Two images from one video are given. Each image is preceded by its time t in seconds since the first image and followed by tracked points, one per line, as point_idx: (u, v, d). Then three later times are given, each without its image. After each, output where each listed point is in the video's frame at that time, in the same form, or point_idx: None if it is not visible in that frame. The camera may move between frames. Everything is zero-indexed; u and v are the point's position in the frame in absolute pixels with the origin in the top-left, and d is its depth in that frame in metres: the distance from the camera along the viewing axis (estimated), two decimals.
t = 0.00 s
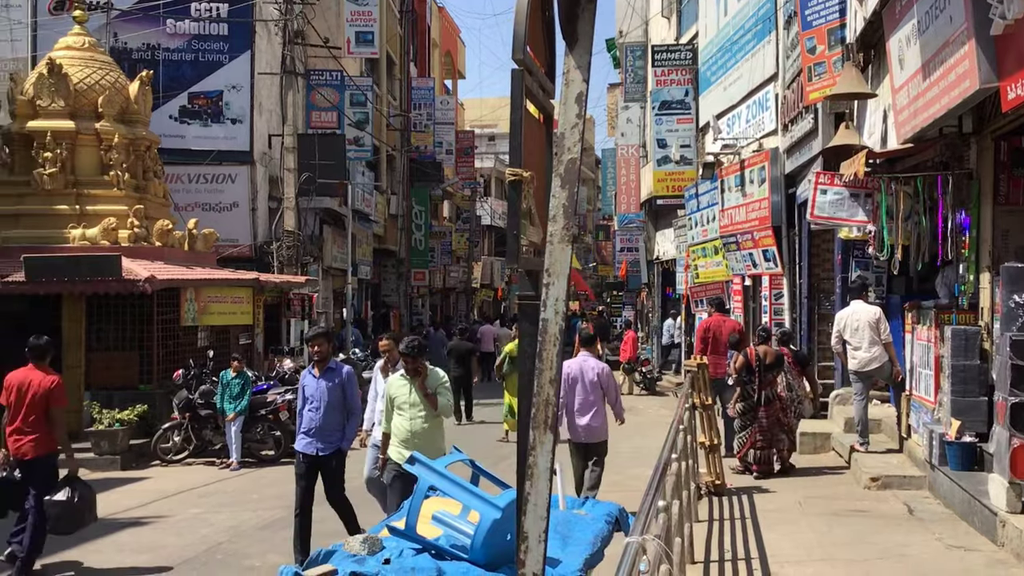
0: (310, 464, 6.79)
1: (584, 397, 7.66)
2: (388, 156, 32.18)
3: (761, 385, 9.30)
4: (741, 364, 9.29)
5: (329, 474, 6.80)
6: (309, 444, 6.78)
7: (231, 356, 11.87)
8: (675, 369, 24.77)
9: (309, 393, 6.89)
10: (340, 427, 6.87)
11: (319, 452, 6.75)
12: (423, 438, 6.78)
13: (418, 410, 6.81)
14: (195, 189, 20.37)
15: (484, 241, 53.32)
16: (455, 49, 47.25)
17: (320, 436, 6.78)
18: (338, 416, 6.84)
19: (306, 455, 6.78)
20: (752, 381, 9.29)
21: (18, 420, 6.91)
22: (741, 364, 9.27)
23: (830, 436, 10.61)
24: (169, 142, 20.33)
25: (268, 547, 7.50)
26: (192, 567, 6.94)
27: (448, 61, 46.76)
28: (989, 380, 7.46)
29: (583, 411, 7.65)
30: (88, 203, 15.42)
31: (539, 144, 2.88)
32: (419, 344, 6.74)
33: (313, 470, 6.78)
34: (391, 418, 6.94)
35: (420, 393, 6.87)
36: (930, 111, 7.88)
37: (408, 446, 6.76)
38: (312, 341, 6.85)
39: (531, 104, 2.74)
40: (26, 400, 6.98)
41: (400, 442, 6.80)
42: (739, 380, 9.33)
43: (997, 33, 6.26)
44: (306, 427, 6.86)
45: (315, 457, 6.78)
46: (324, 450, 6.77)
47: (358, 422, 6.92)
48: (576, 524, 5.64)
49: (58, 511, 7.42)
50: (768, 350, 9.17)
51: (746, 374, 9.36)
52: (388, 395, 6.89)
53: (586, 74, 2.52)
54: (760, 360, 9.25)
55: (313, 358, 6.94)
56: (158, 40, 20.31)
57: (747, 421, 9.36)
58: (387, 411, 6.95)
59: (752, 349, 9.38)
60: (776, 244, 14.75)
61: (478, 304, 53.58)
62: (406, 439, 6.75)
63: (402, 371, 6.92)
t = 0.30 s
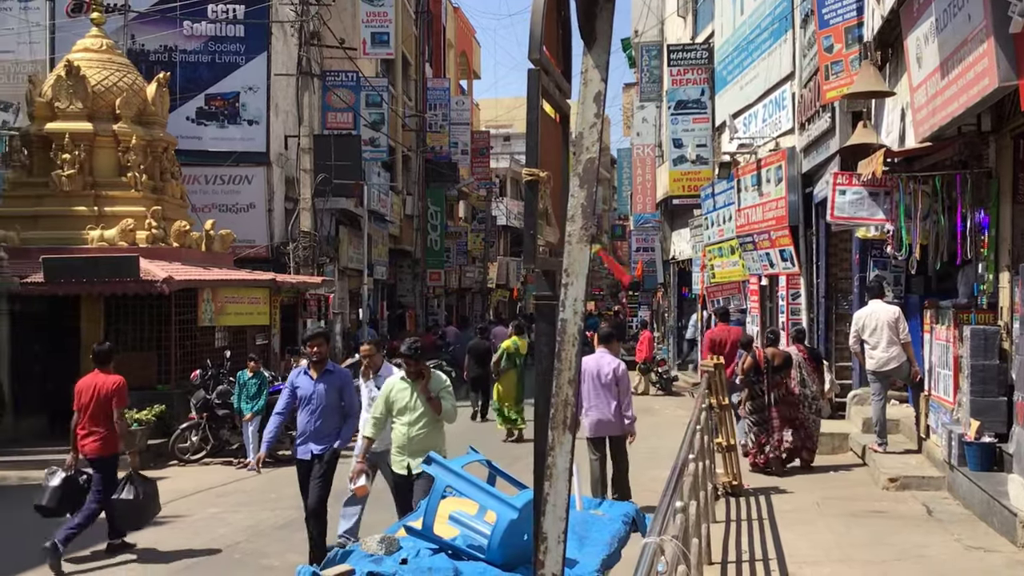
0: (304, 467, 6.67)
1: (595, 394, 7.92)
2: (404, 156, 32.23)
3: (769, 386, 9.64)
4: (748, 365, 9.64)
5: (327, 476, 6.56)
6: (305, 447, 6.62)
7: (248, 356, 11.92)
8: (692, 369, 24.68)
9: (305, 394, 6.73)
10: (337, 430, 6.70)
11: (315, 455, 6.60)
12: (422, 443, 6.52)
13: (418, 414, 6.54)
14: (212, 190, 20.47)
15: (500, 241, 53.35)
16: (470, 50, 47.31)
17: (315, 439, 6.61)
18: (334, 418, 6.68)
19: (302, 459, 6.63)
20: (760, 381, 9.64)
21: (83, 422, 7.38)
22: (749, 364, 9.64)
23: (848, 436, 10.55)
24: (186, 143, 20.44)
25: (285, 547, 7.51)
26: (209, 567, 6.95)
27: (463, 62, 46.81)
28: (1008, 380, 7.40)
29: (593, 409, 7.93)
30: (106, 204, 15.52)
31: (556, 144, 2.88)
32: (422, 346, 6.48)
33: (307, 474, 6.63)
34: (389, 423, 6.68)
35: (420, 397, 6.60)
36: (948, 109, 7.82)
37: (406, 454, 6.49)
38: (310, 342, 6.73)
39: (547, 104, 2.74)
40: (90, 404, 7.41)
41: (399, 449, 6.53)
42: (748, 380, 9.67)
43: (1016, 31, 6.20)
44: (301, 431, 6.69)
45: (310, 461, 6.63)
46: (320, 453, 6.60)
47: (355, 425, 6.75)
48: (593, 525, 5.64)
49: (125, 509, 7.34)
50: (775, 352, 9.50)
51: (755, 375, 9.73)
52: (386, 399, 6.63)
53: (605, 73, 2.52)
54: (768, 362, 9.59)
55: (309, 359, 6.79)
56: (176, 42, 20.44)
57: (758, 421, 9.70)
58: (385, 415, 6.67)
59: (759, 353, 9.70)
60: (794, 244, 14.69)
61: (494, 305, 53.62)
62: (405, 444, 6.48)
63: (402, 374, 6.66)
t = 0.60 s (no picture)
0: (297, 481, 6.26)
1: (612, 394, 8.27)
2: (416, 159, 32.28)
3: (776, 386, 9.82)
4: (755, 366, 9.86)
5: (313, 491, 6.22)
6: (298, 457, 6.26)
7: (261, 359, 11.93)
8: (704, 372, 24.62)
9: (299, 402, 6.36)
10: (332, 440, 6.35)
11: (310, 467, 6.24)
12: (420, 451, 6.25)
13: (417, 420, 6.29)
14: (224, 194, 20.54)
15: (512, 244, 53.35)
16: (481, 53, 47.36)
17: (311, 450, 6.25)
18: (330, 427, 6.33)
19: (295, 471, 6.25)
20: (765, 381, 9.87)
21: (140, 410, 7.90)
22: (755, 366, 9.86)
23: (862, 439, 10.50)
24: (199, 147, 20.54)
25: (297, 550, 7.53)
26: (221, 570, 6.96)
27: (473, 65, 46.85)
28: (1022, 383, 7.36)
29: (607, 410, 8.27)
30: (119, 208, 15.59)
31: (567, 146, 2.87)
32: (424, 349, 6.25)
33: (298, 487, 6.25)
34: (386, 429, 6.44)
35: (419, 403, 6.36)
36: (961, 111, 7.79)
37: (401, 462, 6.24)
38: (306, 346, 6.37)
39: (558, 107, 2.74)
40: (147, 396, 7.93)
41: (394, 456, 6.28)
42: (753, 380, 9.88)
43: None
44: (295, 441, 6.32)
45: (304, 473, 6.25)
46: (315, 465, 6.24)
47: (351, 434, 6.41)
48: (605, 527, 5.63)
49: (177, 486, 7.72)
50: (782, 353, 9.80)
51: (761, 376, 9.97)
52: (384, 403, 6.39)
53: (617, 78, 2.52)
54: (774, 363, 9.87)
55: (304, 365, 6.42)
56: (188, 46, 20.55)
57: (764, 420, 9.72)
58: (382, 420, 6.42)
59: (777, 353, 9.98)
60: (806, 246, 14.65)
61: (506, 308, 53.64)
62: (402, 451, 6.22)
63: (402, 378, 6.42)
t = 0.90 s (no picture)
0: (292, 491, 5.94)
1: (636, 391, 8.78)
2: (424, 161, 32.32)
3: (783, 387, 10.10)
4: (764, 366, 10.11)
5: (312, 499, 5.98)
6: (290, 467, 5.94)
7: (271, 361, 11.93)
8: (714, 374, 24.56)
9: (289, 409, 6.05)
10: (326, 447, 6.03)
11: (305, 476, 5.93)
12: (409, 463, 5.85)
13: (405, 431, 5.91)
14: (233, 197, 20.60)
15: (520, 246, 53.33)
16: (490, 55, 47.38)
17: (303, 459, 5.93)
18: (323, 434, 6.00)
19: (288, 480, 5.93)
20: (774, 382, 10.11)
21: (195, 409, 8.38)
22: (764, 366, 10.12)
23: (872, 440, 10.46)
24: (209, 150, 20.61)
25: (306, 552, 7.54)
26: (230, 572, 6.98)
27: (482, 67, 46.89)
28: None
29: (634, 407, 8.76)
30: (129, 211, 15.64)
31: (576, 149, 2.87)
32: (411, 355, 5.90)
33: (294, 497, 5.94)
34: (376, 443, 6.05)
35: (408, 412, 5.98)
36: (971, 112, 7.76)
37: (392, 474, 5.84)
38: (293, 351, 6.05)
39: (567, 110, 2.74)
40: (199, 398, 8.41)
41: (384, 468, 5.88)
42: (762, 380, 10.15)
43: None
44: (286, 449, 6.01)
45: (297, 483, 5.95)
46: (310, 473, 5.93)
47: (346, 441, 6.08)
48: (615, 530, 5.62)
49: (225, 490, 7.83)
50: (789, 354, 10.00)
51: (768, 375, 10.22)
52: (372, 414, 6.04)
53: (627, 80, 2.52)
54: (781, 363, 10.13)
55: (293, 370, 6.11)
56: (198, 49, 20.64)
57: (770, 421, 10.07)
58: (372, 433, 6.07)
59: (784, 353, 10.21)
60: (816, 247, 14.63)
61: (515, 311, 53.62)
62: (391, 463, 5.83)
63: (390, 387, 6.06)
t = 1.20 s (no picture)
0: (278, 500, 5.68)
1: (645, 390, 8.84)
2: (435, 161, 32.34)
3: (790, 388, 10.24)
4: (771, 368, 10.27)
5: (301, 508, 5.70)
6: (276, 476, 5.65)
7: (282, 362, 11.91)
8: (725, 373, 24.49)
9: (274, 414, 5.76)
10: (313, 455, 5.74)
11: (292, 484, 5.65)
12: (394, 468, 5.53)
13: (389, 433, 5.57)
14: (245, 196, 20.66)
15: (531, 245, 53.31)
16: (501, 54, 47.33)
17: (290, 467, 5.65)
18: (310, 441, 5.71)
19: (274, 489, 5.64)
20: (780, 383, 10.24)
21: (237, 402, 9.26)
22: (770, 368, 10.27)
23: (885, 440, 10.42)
24: (220, 150, 20.67)
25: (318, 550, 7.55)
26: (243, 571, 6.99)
27: (493, 67, 46.81)
28: None
29: (643, 406, 8.84)
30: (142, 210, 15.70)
31: (588, 148, 2.87)
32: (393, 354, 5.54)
33: (280, 507, 5.69)
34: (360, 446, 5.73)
35: (391, 414, 5.64)
36: (985, 111, 7.70)
37: (377, 478, 5.51)
38: (276, 353, 5.77)
39: (579, 109, 2.75)
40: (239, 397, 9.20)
41: (367, 472, 5.56)
42: (769, 382, 10.30)
43: None
44: (270, 457, 5.72)
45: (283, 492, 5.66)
46: (296, 482, 5.65)
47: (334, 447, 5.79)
48: (626, 530, 5.61)
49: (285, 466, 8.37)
50: (794, 355, 10.18)
51: (775, 377, 10.36)
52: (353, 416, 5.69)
53: (639, 79, 2.51)
54: (788, 365, 10.27)
55: (277, 374, 5.82)
56: (210, 49, 20.71)
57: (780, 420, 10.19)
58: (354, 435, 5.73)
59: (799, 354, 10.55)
60: (828, 247, 14.58)
61: (526, 310, 53.64)
62: (375, 468, 5.52)
63: (373, 388, 5.72)
